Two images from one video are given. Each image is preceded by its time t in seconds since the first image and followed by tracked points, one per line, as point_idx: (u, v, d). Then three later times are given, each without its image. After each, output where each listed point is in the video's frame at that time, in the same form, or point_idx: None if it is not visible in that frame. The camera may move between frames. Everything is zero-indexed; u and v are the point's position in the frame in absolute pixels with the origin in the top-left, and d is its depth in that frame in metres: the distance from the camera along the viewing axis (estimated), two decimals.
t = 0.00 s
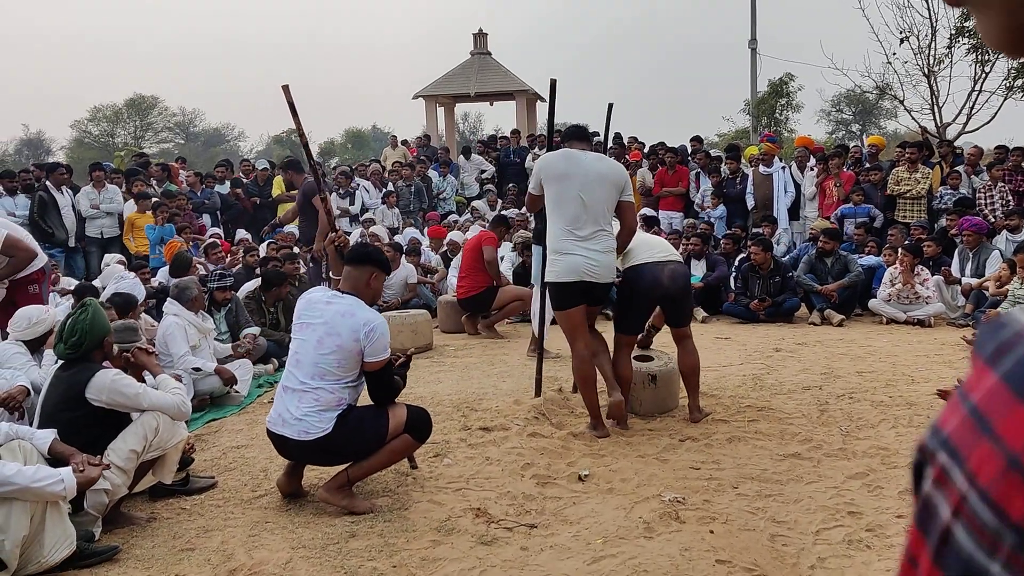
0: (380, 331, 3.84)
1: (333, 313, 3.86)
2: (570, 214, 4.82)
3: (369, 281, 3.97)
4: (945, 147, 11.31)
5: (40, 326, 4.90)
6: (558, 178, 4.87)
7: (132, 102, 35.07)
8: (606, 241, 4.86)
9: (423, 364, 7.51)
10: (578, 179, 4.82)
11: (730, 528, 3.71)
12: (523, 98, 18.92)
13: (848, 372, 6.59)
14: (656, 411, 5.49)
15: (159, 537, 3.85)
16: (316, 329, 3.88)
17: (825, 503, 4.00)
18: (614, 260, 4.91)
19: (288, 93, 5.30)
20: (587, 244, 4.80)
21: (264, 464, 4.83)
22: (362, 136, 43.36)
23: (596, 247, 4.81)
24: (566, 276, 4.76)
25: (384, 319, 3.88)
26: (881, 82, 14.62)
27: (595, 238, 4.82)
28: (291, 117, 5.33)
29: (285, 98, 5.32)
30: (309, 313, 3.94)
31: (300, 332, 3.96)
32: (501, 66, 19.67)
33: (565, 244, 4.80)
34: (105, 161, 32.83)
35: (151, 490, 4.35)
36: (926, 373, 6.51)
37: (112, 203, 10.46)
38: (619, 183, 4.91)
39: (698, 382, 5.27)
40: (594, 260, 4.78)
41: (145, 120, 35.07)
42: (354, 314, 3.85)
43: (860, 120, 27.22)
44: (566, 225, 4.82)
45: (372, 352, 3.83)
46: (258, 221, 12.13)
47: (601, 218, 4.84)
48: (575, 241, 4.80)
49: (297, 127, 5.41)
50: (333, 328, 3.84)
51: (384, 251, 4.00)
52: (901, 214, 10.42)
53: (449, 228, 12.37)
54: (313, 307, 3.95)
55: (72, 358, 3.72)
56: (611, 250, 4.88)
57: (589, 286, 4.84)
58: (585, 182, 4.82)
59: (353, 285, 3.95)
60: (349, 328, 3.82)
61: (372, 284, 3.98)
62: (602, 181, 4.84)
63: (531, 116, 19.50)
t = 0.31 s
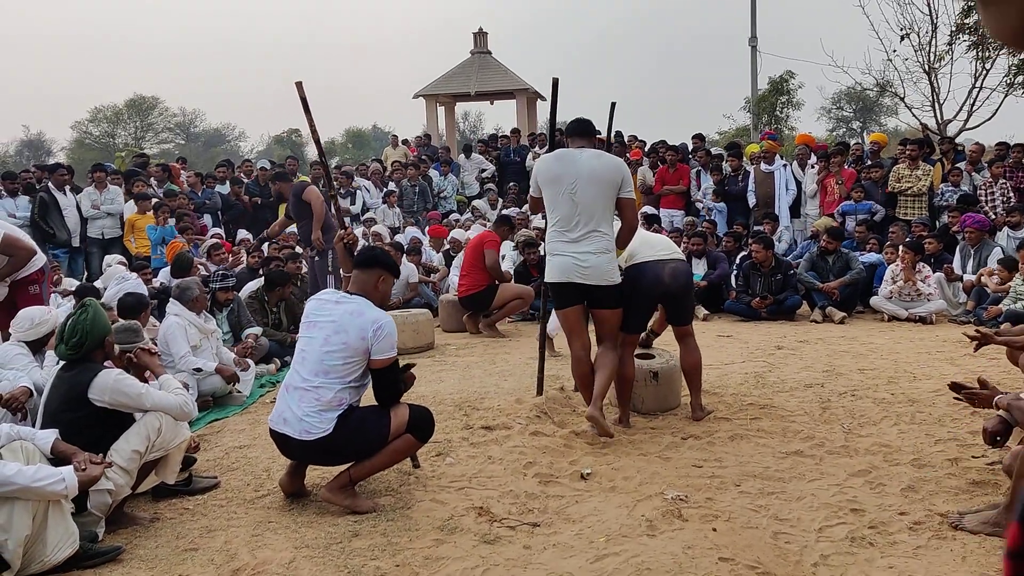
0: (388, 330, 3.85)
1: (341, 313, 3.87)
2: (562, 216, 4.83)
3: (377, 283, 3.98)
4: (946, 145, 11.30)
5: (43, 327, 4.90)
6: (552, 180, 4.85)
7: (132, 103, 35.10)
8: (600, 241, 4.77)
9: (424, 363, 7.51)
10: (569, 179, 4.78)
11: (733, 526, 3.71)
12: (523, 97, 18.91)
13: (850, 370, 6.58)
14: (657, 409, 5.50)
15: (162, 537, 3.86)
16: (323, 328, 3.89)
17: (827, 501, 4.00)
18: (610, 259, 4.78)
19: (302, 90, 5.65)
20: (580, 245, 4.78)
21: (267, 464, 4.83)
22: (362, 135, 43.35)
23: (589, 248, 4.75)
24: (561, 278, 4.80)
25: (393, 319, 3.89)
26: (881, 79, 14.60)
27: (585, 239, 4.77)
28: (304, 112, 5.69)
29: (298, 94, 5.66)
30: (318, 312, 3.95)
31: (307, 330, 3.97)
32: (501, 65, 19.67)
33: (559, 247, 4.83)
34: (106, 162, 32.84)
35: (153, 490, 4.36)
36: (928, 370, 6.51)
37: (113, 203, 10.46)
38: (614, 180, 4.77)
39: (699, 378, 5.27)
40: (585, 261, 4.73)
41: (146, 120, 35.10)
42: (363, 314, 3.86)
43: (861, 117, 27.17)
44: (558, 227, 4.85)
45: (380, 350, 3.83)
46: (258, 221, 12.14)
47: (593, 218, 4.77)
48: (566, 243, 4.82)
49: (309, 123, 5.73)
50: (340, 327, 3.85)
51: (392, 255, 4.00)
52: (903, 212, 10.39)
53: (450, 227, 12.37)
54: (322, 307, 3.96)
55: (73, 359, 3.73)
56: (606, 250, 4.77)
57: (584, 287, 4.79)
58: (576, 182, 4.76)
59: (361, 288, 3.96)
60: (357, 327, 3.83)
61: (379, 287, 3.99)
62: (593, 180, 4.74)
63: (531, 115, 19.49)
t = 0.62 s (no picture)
0: (395, 329, 3.85)
1: (348, 313, 3.88)
2: (554, 216, 4.79)
3: (381, 284, 3.98)
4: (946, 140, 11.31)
5: (44, 327, 4.90)
6: (543, 180, 4.82)
7: (131, 103, 35.07)
8: (590, 238, 4.67)
9: (424, 361, 7.51)
10: (557, 178, 4.73)
11: (733, 522, 3.72)
12: (522, 95, 18.90)
13: (850, 366, 6.59)
14: (657, 406, 5.50)
15: (163, 536, 3.86)
16: (329, 326, 3.90)
17: (828, 497, 4.00)
18: (600, 256, 4.64)
19: (312, 86, 5.69)
20: (570, 244, 4.71)
21: (267, 463, 4.84)
22: (360, 134, 43.32)
23: (578, 246, 4.67)
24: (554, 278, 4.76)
25: (400, 319, 3.90)
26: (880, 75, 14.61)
27: (575, 238, 4.71)
28: (314, 109, 5.71)
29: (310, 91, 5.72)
30: (325, 312, 3.96)
31: (314, 328, 3.98)
32: (499, 63, 19.66)
33: (552, 247, 4.79)
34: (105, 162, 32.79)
35: (154, 489, 4.36)
36: (928, 365, 6.52)
37: (114, 204, 10.42)
38: (600, 174, 4.65)
39: (699, 375, 5.28)
40: (574, 260, 4.65)
41: (144, 120, 35.09)
42: (370, 313, 3.87)
43: (860, 113, 27.17)
44: (551, 228, 4.82)
45: (387, 349, 3.83)
46: (258, 221, 12.14)
47: (583, 215, 4.67)
48: (558, 243, 4.78)
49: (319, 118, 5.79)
50: (346, 326, 3.85)
51: (396, 255, 4.00)
52: (902, 207, 10.39)
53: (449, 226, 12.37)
54: (330, 306, 3.97)
55: (72, 359, 3.73)
56: (596, 248, 4.66)
57: (576, 286, 4.70)
58: (564, 180, 4.70)
59: (366, 288, 3.96)
60: (365, 325, 3.83)
61: (384, 288, 3.99)
62: (578, 177, 4.66)
63: (530, 113, 19.49)
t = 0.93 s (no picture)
0: (397, 329, 3.86)
1: (351, 312, 3.88)
2: (547, 213, 4.79)
3: (383, 285, 3.98)
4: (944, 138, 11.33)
5: (40, 326, 4.88)
6: (535, 177, 4.82)
7: (129, 103, 35.03)
8: (582, 236, 4.66)
9: (423, 360, 7.52)
10: (549, 175, 4.73)
11: (733, 520, 3.73)
12: (520, 94, 18.89)
13: (849, 363, 6.59)
14: (656, 404, 5.51)
15: (163, 536, 3.87)
16: (332, 325, 3.90)
17: (827, 494, 4.01)
18: (593, 254, 4.63)
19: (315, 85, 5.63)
20: (563, 242, 4.71)
21: (267, 462, 4.84)
22: (359, 133, 43.27)
23: (572, 244, 4.66)
24: (548, 276, 4.76)
25: (402, 319, 3.91)
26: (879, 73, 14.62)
27: (567, 235, 4.70)
28: (319, 109, 5.66)
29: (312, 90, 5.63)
30: (327, 310, 3.97)
31: (315, 327, 3.98)
32: (497, 62, 19.66)
33: (546, 244, 4.79)
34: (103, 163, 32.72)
35: (154, 490, 4.36)
36: (927, 363, 6.53)
37: (114, 204, 10.42)
38: (592, 170, 4.63)
39: (698, 373, 5.29)
40: (567, 259, 4.65)
41: (143, 120, 35.08)
42: (373, 313, 3.87)
43: (858, 111, 27.16)
44: (544, 226, 4.83)
45: (390, 349, 3.84)
46: (257, 221, 12.14)
47: (575, 213, 4.66)
48: (552, 240, 4.78)
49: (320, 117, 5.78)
50: (349, 325, 3.85)
51: (397, 255, 4.01)
52: (901, 205, 10.41)
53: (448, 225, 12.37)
54: (332, 305, 3.97)
55: (72, 359, 3.73)
56: (589, 245, 4.65)
57: (570, 284, 4.70)
58: (556, 177, 4.70)
59: (367, 288, 3.96)
60: (368, 325, 3.84)
61: (385, 289, 3.99)
62: (569, 174, 4.66)
63: (528, 112, 19.48)
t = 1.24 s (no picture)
0: (394, 330, 3.86)
1: (348, 313, 3.88)
2: (537, 212, 4.81)
3: (377, 286, 3.97)
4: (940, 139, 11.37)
5: (27, 327, 4.89)
6: (524, 177, 4.85)
7: (125, 105, 34.95)
8: (572, 234, 4.67)
9: (421, 362, 7.52)
10: (537, 174, 4.75)
11: (730, 520, 3.73)
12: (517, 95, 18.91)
13: (846, 363, 6.61)
14: (654, 405, 5.52)
15: (161, 538, 3.87)
16: (329, 327, 3.91)
17: (824, 494, 4.02)
18: (583, 252, 4.63)
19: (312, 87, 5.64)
20: (553, 241, 4.72)
21: (265, 464, 4.84)
22: (356, 135, 43.24)
23: (561, 243, 4.68)
24: (540, 275, 4.79)
25: (399, 319, 3.91)
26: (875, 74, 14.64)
27: (556, 235, 4.71)
28: (315, 110, 5.67)
29: (309, 91, 5.65)
30: (324, 311, 3.97)
31: (312, 329, 3.99)
32: (495, 64, 19.67)
33: (537, 244, 4.82)
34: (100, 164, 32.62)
35: (152, 491, 4.36)
36: (923, 363, 6.54)
37: (113, 206, 10.43)
38: (578, 168, 4.62)
39: (696, 374, 5.30)
40: (557, 257, 4.66)
41: (140, 122, 35.02)
42: (370, 314, 3.88)
43: (855, 111, 27.19)
44: (535, 225, 4.85)
45: (387, 350, 3.85)
46: (255, 222, 12.14)
47: (563, 211, 4.67)
48: (543, 239, 4.80)
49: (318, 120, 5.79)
50: (346, 326, 3.85)
51: (394, 256, 4.00)
52: (897, 205, 10.44)
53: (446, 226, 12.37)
54: (329, 307, 3.97)
55: (68, 361, 3.72)
56: (578, 243, 4.65)
57: (561, 283, 4.70)
58: (544, 177, 4.72)
59: (362, 289, 3.96)
60: (365, 326, 3.84)
61: (380, 290, 3.98)
62: (555, 173, 4.67)
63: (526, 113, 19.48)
